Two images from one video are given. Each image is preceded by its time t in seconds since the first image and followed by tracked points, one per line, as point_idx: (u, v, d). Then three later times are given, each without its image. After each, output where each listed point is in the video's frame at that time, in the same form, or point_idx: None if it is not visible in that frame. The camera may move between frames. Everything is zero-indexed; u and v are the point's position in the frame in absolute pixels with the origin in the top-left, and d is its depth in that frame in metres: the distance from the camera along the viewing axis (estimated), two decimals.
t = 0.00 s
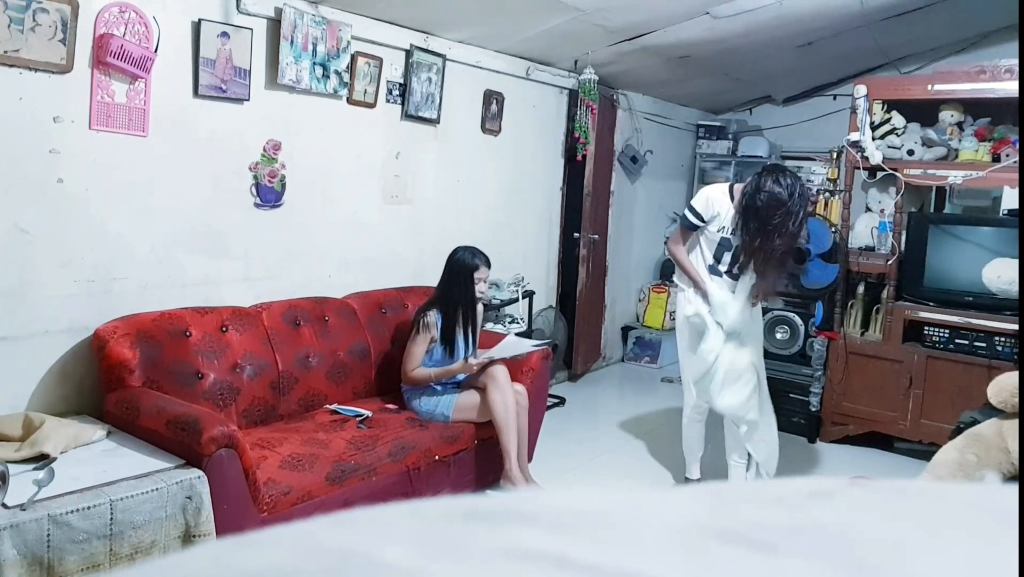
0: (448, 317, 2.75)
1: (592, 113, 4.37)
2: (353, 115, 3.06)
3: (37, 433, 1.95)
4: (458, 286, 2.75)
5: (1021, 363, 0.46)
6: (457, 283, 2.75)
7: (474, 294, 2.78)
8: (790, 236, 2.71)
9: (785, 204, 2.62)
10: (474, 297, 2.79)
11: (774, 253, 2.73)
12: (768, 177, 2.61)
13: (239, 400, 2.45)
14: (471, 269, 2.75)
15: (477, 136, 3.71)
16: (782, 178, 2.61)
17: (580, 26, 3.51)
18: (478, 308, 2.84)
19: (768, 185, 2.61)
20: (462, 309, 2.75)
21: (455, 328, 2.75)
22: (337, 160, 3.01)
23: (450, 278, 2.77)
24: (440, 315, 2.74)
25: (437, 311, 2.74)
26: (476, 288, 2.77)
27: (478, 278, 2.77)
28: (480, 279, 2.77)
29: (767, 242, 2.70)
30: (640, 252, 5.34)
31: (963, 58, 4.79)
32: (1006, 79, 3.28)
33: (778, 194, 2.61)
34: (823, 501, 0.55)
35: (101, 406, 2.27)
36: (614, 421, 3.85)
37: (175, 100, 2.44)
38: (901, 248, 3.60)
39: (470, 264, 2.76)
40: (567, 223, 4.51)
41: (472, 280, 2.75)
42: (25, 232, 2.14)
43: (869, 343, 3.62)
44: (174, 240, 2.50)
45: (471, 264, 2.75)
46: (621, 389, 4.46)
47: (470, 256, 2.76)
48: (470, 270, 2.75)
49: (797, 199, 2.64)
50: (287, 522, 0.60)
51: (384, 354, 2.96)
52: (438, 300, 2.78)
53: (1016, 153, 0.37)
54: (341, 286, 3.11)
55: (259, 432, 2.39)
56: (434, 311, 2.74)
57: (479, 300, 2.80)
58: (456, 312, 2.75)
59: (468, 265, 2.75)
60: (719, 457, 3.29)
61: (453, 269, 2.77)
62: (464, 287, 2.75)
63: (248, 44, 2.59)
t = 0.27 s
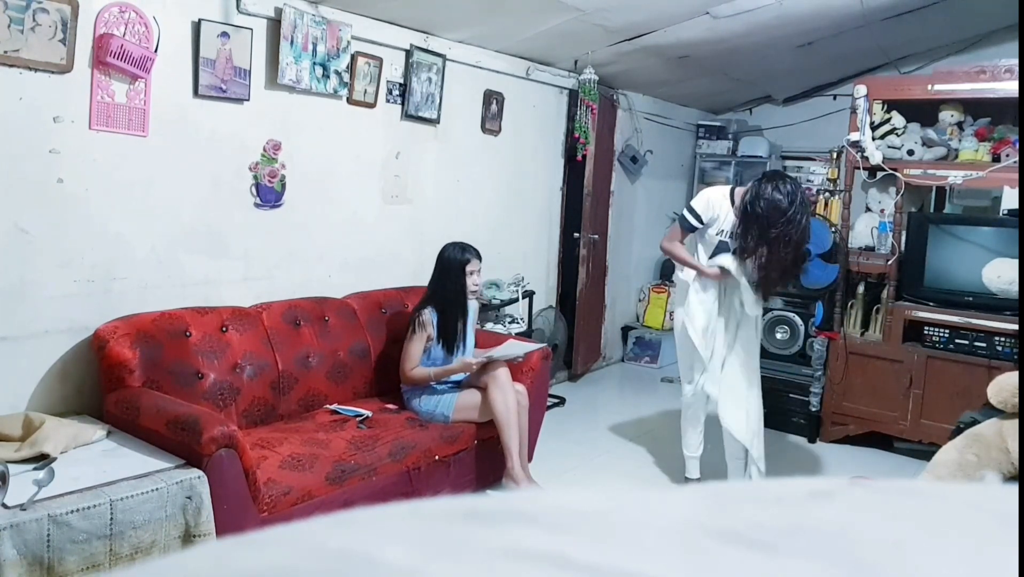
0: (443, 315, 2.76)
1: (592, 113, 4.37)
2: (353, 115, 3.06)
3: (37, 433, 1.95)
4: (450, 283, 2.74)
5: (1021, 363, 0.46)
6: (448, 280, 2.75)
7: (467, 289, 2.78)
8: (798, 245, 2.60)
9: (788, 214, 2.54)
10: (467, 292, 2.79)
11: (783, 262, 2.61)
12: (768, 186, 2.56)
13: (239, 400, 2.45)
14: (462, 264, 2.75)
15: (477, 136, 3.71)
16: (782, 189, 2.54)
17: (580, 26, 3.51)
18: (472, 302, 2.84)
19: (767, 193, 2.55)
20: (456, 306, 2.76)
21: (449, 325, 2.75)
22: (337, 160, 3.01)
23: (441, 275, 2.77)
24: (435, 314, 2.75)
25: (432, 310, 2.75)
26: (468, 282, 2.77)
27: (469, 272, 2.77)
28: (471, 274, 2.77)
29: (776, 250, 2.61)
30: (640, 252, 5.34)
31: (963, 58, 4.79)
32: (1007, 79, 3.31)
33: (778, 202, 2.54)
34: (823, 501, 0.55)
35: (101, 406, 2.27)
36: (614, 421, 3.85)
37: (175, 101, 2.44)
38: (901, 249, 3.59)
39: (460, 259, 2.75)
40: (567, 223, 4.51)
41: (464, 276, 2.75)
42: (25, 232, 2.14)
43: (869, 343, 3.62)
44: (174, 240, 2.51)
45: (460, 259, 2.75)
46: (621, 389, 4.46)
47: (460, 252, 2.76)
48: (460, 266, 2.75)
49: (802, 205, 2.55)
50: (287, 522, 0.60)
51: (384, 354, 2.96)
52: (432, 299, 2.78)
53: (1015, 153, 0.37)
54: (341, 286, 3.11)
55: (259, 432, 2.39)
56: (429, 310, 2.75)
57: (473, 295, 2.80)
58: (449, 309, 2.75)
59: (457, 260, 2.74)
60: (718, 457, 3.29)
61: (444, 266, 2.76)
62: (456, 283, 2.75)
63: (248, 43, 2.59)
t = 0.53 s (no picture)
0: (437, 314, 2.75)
1: (592, 113, 4.37)
2: (353, 115, 3.06)
3: (37, 433, 1.95)
4: (440, 281, 2.75)
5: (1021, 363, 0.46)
6: (439, 278, 2.75)
7: (458, 286, 2.79)
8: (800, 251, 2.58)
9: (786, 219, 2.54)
10: (458, 289, 2.80)
11: (786, 268, 2.58)
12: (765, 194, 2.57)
13: (239, 399, 2.45)
14: (451, 261, 2.76)
15: (477, 136, 3.71)
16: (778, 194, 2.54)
17: (580, 26, 3.51)
18: (461, 299, 2.86)
19: (767, 199, 2.55)
20: (448, 304, 2.76)
21: (442, 323, 2.75)
22: (337, 160, 3.01)
23: (431, 274, 2.77)
24: (429, 313, 2.74)
25: (426, 309, 2.75)
26: (458, 279, 2.78)
27: (460, 269, 2.78)
28: (461, 270, 2.79)
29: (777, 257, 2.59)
30: (640, 252, 5.34)
31: (963, 58, 4.79)
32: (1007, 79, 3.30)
33: (778, 207, 2.54)
34: (822, 501, 0.54)
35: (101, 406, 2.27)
36: (615, 421, 3.84)
37: (175, 100, 2.44)
38: (901, 249, 3.58)
39: (449, 257, 2.77)
40: (568, 223, 4.51)
41: (454, 273, 2.77)
42: (25, 232, 2.14)
43: (869, 343, 3.61)
44: (174, 240, 2.51)
45: (450, 257, 2.76)
46: (621, 389, 4.46)
47: (448, 249, 2.77)
48: (450, 263, 2.76)
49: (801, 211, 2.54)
50: (287, 522, 0.60)
51: (384, 354, 2.96)
52: (423, 298, 2.78)
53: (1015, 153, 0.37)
54: (341, 286, 3.11)
55: (259, 432, 2.38)
56: (423, 309, 2.74)
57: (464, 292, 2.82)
58: (441, 307, 2.75)
59: (446, 258, 2.76)
60: (718, 457, 3.29)
61: (434, 264, 2.78)
62: (446, 280, 2.76)
63: (248, 43, 2.59)
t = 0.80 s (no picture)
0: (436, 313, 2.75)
1: (592, 113, 4.37)
2: (353, 115, 3.06)
3: (37, 433, 1.95)
4: (438, 280, 2.75)
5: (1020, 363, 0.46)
6: (437, 277, 2.75)
7: (455, 285, 2.79)
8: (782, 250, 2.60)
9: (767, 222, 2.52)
10: (456, 288, 2.80)
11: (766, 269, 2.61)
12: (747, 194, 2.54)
13: (239, 399, 2.45)
14: (450, 261, 2.76)
15: (477, 136, 3.71)
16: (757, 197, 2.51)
17: (580, 26, 3.51)
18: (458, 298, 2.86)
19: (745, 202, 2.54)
20: (446, 303, 2.77)
21: (440, 322, 2.75)
22: (337, 160, 3.01)
23: (429, 274, 2.77)
24: (428, 312, 2.75)
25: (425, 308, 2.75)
26: (455, 279, 2.78)
27: (457, 268, 2.78)
28: (459, 269, 2.78)
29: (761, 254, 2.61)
30: (640, 252, 5.34)
31: (963, 58, 4.79)
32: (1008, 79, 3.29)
33: (754, 210, 2.53)
34: (823, 501, 0.54)
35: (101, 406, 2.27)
36: (614, 421, 3.85)
37: (175, 101, 2.44)
38: (901, 248, 3.59)
39: (447, 256, 2.76)
40: (568, 223, 4.51)
41: (452, 272, 2.76)
42: (25, 233, 2.14)
43: (869, 343, 3.62)
44: (174, 240, 2.51)
45: (448, 256, 2.76)
46: (621, 389, 4.46)
47: (447, 249, 2.77)
48: (448, 262, 2.76)
49: (784, 213, 2.51)
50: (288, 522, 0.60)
51: (384, 354, 2.96)
52: (422, 297, 2.78)
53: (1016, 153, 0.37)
54: (341, 286, 3.11)
55: (260, 432, 2.38)
56: (422, 308, 2.74)
57: (461, 291, 2.82)
58: (439, 306, 2.75)
59: (445, 258, 2.75)
60: (718, 457, 3.29)
61: (431, 263, 2.77)
62: (444, 279, 2.76)
63: (248, 44, 2.59)
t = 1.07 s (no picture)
0: (435, 306, 2.77)
1: (592, 113, 4.37)
2: (353, 115, 3.06)
3: (37, 433, 1.95)
4: (439, 273, 2.77)
5: (1021, 363, 0.46)
6: (437, 270, 2.77)
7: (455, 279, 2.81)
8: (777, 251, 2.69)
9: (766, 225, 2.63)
10: (455, 282, 2.82)
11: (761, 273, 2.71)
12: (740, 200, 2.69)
13: (239, 399, 2.45)
14: (450, 255, 2.78)
15: (477, 136, 3.71)
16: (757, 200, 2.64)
17: (580, 26, 3.51)
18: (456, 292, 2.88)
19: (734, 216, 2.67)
20: (446, 296, 2.78)
21: (438, 314, 2.77)
22: (337, 160, 3.01)
23: (429, 267, 2.79)
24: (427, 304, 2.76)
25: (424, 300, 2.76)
26: (455, 273, 2.80)
27: (458, 263, 2.80)
28: (460, 264, 2.81)
29: (754, 260, 2.71)
30: (640, 252, 5.34)
31: (963, 58, 4.79)
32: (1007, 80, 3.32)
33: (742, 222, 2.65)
34: (823, 501, 0.54)
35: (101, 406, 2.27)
36: (614, 421, 3.84)
37: (175, 101, 2.44)
38: (901, 249, 3.58)
39: (448, 250, 2.78)
40: (568, 223, 4.51)
41: (452, 266, 2.78)
42: (25, 232, 2.14)
43: (869, 343, 3.62)
44: (174, 240, 2.51)
45: (449, 250, 2.78)
46: (621, 389, 4.46)
47: (447, 243, 2.79)
48: (449, 256, 2.78)
49: (779, 218, 2.65)
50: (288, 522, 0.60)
51: (384, 355, 2.96)
52: (422, 289, 2.79)
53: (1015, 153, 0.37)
54: (341, 286, 3.11)
55: (259, 432, 2.38)
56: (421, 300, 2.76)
57: (460, 285, 2.84)
58: (438, 298, 2.77)
59: (446, 252, 2.77)
60: (718, 457, 3.29)
61: (433, 255, 2.79)
62: (444, 273, 2.78)
63: (248, 43, 2.59)
